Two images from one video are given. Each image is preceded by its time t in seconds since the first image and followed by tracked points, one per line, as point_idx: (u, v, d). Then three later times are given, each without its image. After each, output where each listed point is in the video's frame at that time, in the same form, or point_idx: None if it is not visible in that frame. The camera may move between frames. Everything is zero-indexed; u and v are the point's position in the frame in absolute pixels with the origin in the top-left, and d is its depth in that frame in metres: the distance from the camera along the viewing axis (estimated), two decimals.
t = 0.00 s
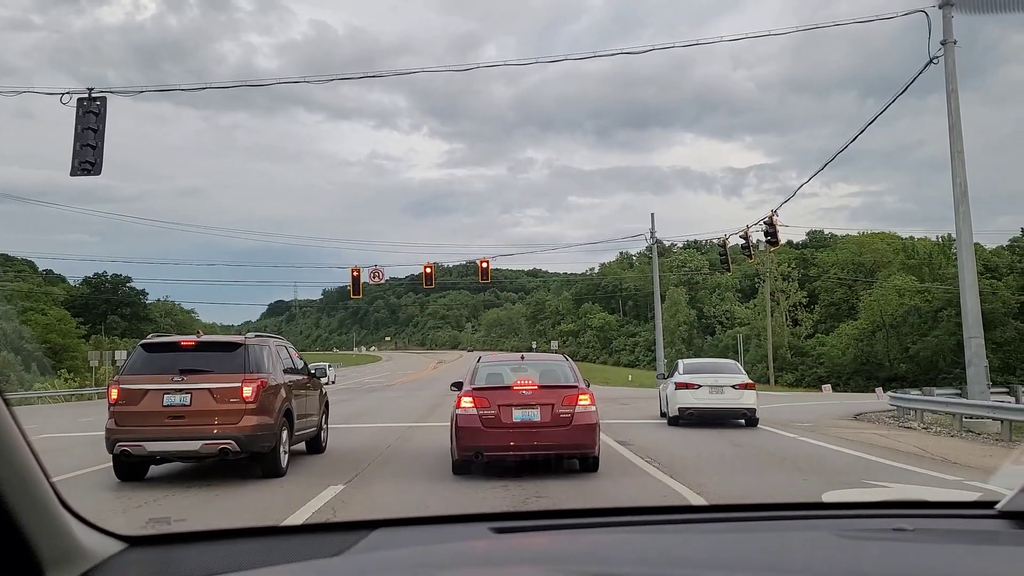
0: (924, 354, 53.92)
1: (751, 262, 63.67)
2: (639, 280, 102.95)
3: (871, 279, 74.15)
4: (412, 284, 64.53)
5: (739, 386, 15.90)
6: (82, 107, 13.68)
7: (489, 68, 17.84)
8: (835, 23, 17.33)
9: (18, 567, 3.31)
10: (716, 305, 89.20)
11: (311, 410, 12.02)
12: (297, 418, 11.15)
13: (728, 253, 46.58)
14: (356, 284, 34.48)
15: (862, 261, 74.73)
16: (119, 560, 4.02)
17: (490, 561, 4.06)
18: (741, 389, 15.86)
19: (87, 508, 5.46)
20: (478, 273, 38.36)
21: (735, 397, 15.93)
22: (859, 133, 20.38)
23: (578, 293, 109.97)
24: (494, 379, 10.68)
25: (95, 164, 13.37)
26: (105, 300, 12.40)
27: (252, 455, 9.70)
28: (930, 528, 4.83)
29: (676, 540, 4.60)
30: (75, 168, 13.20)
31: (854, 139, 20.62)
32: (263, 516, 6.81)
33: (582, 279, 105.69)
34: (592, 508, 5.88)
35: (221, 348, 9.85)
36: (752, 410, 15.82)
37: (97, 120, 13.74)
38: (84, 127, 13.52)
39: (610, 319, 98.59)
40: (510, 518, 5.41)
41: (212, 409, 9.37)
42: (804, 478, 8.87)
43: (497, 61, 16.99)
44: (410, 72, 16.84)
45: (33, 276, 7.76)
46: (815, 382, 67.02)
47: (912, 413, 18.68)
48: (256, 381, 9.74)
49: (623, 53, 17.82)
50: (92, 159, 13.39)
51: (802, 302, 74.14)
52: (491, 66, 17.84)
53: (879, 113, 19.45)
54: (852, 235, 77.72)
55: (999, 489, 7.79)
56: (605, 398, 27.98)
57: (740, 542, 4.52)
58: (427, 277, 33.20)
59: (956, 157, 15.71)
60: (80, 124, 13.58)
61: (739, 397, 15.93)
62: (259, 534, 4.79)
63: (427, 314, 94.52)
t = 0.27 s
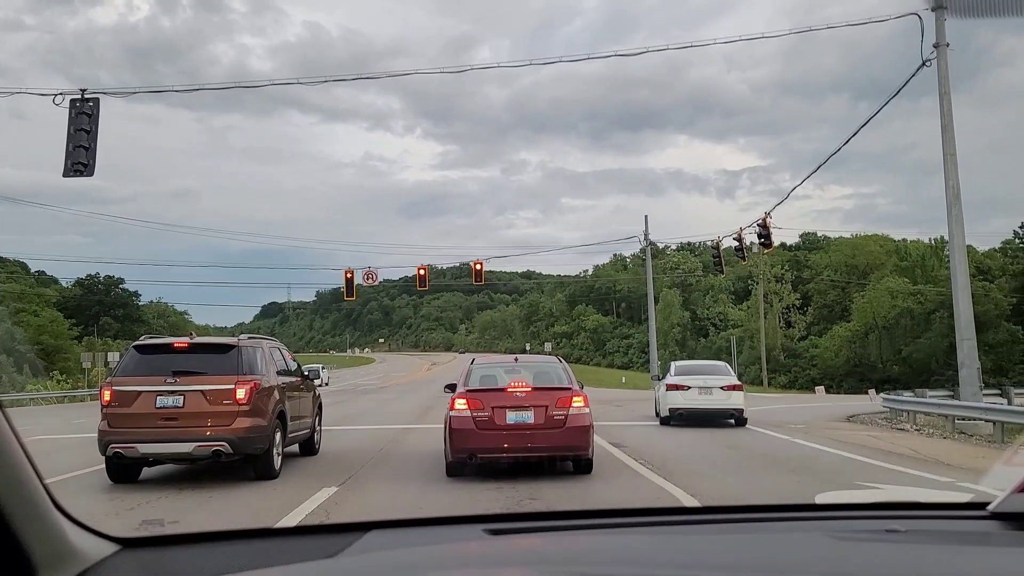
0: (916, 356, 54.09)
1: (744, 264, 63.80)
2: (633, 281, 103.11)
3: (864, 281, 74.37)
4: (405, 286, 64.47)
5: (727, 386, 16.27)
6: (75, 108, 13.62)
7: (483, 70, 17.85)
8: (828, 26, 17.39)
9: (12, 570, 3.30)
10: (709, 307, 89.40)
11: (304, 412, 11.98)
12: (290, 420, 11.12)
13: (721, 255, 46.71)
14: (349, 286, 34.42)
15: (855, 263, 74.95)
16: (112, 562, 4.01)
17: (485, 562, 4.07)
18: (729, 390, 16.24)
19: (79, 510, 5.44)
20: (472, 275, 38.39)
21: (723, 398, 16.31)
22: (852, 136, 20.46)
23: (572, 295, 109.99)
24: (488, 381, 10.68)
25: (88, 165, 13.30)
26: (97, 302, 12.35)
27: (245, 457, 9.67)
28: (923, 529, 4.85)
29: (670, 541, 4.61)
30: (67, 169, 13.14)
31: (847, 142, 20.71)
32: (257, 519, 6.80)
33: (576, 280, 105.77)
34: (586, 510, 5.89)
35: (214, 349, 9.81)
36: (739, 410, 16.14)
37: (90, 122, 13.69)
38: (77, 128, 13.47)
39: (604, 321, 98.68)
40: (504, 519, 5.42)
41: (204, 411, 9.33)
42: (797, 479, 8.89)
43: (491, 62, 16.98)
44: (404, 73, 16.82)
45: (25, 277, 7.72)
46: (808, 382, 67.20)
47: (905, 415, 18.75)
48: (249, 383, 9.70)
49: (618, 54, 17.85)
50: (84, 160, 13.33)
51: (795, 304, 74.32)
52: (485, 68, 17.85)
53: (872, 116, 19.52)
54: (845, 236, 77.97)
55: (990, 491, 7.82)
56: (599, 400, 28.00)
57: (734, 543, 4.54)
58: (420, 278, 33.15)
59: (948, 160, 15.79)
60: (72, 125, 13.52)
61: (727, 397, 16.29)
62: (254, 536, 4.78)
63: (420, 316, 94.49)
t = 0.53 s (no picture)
0: (909, 357, 54.18)
1: (738, 266, 63.96)
2: (627, 283, 103.49)
3: (857, 283, 74.56)
4: (400, 287, 64.44)
5: (715, 387, 16.61)
6: (68, 108, 13.57)
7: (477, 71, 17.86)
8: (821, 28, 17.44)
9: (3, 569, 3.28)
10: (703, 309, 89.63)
11: (298, 413, 11.96)
12: (284, 421, 11.10)
13: (715, 256, 46.85)
14: (344, 287, 34.40)
15: (848, 265, 75.14)
16: (105, 562, 3.99)
17: (480, 562, 4.07)
18: (718, 390, 16.63)
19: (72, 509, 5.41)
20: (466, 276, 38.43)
21: (713, 397, 16.70)
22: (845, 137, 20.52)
23: (566, 296, 110.14)
24: (482, 382, 10.68)
25: (81, 165, 13.24)
26: (89, 302, 12.31)
27: (239, 458, 9.64)
28: (917, 529, 4.86)
29: (665, 541, 4.62)
30: (61, 169, 13.10)
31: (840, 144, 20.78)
32: (251, 519, 6.79)
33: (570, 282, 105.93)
34: (582, 510, 5.90)
35: (208, 350, 9.79)
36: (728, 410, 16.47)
37: (83, 122, 13.63)
38: (71, 128, 13.43)
39: (598, 322, 98.85)
40: (500, 519, 5.42)
41: (198, 412, 9.32)
42: (791, 481, 8.91)
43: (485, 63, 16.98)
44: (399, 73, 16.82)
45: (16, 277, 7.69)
46: (802, 385, 67.74)
47: (898, 416, 18.82)
48: (243, 384, 9.68)
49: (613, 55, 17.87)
50: (78, 160, 13.26)
51: (788, 306, 74.55)
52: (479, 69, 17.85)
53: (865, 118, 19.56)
54: (839, 238, 78.19)
55: (983, 491, 7.85)
56: (593, 401, 28.04)
57: (729, 543, 4.55)
58: (415, 280, 33.17)
59: (941, 162, 15.86)
60: (66, 125, 13.48)
61: (716, 396, 16.64)
62: (247, 536, 4.77)
63: (415, 317, 94.48)
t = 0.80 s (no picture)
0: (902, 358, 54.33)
1: (731, 266, 64.13)
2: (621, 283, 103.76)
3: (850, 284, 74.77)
4: (393, 287, 64.40)
5: (704, 386, 16.94)
6: (60, 106, 13.50)
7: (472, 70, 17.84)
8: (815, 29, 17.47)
9: None
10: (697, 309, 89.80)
11: (291, 413, 11.94)
12: (277, 421, 11.08)
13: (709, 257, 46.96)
14: (338, 287, 34.38)
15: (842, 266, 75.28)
16: (95, 562, 3.98)
17: (473, 562, 4.06)
18: (708, 390, 16.94)
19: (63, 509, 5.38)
20: (460, 275, 38.46)
21: (703, 396, 17.02)
22: (839, 138, 20.57)
23: (560, 297, 110.26)
24: (476, 382, 10.67)
25: (73, 164, 13.19)
26: (81, 301, 12.26)
27: (232, 458, 9.62)
28: (909, 529, 4.88)
29: (657, 541, 4.63)
30: (53, 168, 13.03)
31: (834, 145, 20.82)
32: (243, 519, 6.76)
33: (564, 282, 106.08)
34: (575, 510, 5.90)
35: (200, 349, 9.76)
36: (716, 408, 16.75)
37: (75, 120, 13.57)
38: (63, 126, 13.37)
39: (592, 322, 99.02)
40: (493, 519, 5.43)
41: (191, 411, 9.29)
42: (784, 480, 8.93)
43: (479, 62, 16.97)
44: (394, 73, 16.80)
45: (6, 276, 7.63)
46: (794, 386, 68.28)
47: (890, 416, 18.90)
48: (236, 384, 9.66)
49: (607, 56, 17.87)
50: (69, 158, 13.21)
51: (782, 307, 74.78)
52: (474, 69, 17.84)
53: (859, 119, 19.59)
54: (832, 239, 78.44)
55: (976, 491, 7.88)
56: (586, 401, 28.07)
57: (722, 543, 4.55)
58: (409, 279, 33.14)
59: (934, 163, 15.92)
60: (58, 123, 13.41)
61: (705, 395, 16.97)
62: (239, 536, 4.76)
63: (409, 317, 94.43)
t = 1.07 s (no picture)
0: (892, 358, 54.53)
1: (723, 267, 64.35)
2: (613, 283, 104.05)
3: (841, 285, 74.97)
4: (385, 286, 64.33)
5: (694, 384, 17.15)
6: (50, 103, 13.42)
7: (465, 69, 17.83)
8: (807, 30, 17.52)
9: None
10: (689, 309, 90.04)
11: (283, 413, 11.91)
12: (268, 420, 11.04)
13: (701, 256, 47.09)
14: (330, 286, 34.33)
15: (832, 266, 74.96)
16: (86, 562, 3.96)
17: (467, 561, 4.08)
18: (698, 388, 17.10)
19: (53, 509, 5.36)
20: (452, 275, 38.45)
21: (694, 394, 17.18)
22: (831, 139, 20.64)
23: (552, 296, 110.41)
24: (468, 382, 10.67)
25: (63, 162, 13.11)
26: (71, 300, 12.20)
27: (223, 458, 9.57)
28: (900, 529, 4.91)
29: (650, 541, 4.64)
30: (42, 166, 12.94)
31: (825, 145, 20.90)
32: (234, 519, 6.73)
33: (557, 282, 106.26)
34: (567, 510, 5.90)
35: (191, 348, 9.72)
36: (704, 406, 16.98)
37: (66, 117, 13.49)
38: (53, 124, 13.29)
39: (585, 322, 99.21)
40: (485, 519, 5.44)
41: (181, 411, 9.25)
42: (775, 480, 8.96)
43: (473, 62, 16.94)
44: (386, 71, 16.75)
45: None
46: (785, 386, 68.88)
47: (881, 416, 18.98)
48: (227, 383, 9.63)
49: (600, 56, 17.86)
50: (59, 156, 13.14)
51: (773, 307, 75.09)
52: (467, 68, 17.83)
53: (850, 120, 19.66)
54: (824, 239, 78.68)
55: (967, 491, 7.91)
56: (578, 401, 28.07)
57: (714, 543, 4.57)
58: (401, 278, 33.12)
59: (925, 165, 16.00)
60: (48, 121, 13.33)
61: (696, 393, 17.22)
62: (231, 536, 4.75)
63: (402, 317, 94.24)
